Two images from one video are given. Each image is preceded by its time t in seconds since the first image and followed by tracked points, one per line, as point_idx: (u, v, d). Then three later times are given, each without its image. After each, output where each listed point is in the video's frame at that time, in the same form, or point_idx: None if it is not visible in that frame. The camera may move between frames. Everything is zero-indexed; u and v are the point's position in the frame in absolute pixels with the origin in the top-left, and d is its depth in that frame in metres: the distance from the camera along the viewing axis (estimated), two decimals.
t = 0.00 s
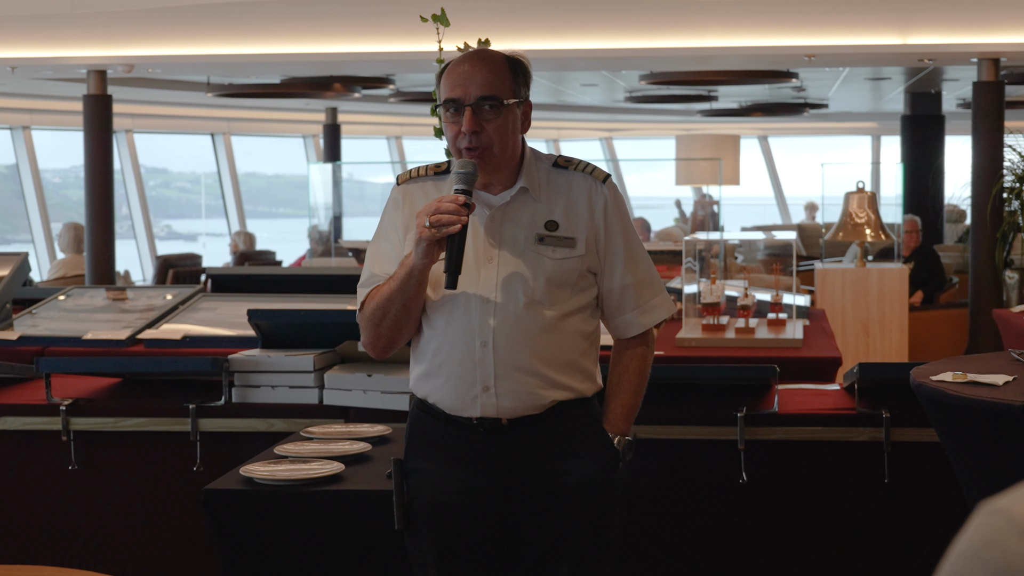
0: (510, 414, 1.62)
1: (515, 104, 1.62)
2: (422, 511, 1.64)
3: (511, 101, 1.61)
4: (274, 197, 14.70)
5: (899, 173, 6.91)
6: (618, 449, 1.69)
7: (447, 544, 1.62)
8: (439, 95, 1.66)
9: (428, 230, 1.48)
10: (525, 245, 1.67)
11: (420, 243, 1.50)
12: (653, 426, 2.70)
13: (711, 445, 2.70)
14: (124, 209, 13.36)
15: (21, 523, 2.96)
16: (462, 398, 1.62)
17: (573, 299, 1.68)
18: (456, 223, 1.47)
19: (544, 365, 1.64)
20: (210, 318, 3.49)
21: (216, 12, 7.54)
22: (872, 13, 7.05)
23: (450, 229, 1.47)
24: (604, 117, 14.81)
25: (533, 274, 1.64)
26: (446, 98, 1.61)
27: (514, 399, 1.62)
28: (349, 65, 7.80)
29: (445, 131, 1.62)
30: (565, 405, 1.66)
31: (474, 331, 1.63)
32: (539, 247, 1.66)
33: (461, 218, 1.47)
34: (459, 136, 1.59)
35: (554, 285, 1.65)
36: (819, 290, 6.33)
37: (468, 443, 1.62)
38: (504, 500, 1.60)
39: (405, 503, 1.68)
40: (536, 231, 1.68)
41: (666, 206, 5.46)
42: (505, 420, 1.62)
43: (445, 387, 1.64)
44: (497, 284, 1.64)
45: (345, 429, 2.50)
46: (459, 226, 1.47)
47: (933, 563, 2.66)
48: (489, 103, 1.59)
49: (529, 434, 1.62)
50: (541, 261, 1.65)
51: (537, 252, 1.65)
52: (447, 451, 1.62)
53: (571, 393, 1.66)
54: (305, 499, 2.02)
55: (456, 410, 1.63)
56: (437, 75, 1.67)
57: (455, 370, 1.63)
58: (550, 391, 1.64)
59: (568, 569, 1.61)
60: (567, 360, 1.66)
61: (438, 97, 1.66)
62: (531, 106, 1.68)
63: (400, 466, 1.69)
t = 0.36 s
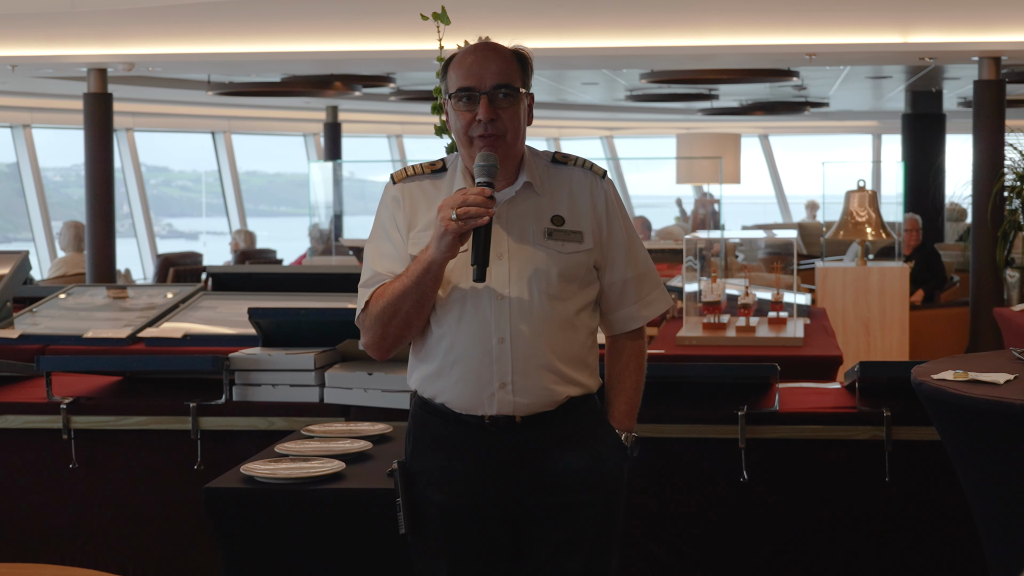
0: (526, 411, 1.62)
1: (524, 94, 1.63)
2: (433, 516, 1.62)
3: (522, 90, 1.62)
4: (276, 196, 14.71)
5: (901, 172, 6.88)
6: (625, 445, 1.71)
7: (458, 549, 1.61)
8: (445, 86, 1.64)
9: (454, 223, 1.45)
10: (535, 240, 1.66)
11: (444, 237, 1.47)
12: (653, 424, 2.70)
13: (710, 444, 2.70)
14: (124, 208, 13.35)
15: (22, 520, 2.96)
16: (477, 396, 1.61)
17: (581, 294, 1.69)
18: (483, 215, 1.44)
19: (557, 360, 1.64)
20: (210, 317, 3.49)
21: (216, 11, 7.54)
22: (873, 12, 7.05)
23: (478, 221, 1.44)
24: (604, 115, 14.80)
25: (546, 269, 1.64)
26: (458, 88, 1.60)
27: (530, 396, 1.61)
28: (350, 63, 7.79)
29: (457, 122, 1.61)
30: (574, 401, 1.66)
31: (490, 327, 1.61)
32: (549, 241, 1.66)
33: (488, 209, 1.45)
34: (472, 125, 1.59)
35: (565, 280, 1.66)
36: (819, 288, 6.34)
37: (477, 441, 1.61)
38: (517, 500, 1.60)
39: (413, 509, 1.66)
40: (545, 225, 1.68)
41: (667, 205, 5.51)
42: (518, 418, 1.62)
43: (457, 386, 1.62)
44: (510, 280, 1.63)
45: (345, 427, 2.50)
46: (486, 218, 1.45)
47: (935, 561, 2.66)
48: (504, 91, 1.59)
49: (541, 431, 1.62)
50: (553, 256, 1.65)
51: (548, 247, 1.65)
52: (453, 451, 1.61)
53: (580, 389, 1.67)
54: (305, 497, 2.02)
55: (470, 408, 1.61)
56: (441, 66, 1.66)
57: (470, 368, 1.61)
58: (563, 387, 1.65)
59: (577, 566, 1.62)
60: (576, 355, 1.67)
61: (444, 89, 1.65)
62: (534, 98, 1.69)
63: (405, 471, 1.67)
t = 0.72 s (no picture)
0: (534, 413, 1.62)
1: (535, 97, 1.63)
2: (440, 517, 1.62)
3: (533, 94, 1.62)
4: (277, 195, 14.72)
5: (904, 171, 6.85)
6: (630, 444, 1.71)
7: (467, 549, 1.61)
8: (455, 88, 1.63)
9: (471, 223, 1.44)
10: (543, 242, 1.66)
11: (460, 237, 1.46)
12: (654, 424, 2.70)
13: (711, 444, 2.70)
14: (125, 207, 13.35)
15: (24, 519, 2.96)
16: (484, 398, 1.61)
17: (587, 296, 1.70)
18: (499, 216, 1.43)
19: (564, 362, 1.65)
20: (212, 316, 3.49)
21: (218, 10, 7.55)
22: (874, 12, 7.04)
23: (495, 221, 1.43)
24: (606, 114, 14.80)
25: (554, 271, 1.65)
26: (471, 91, 1.59)
27: (538, 398, 1.61)
28: (351, 62, 7.79)
29: (471, 124, 1.59)
30: (581, 402, 1.67)
31: (500, 330, 1.61)
32: (556, 242, 1.66)
33: (505, 210, 1.44)
34: (486, 129, 1.58)
35: (572, 281, 1.66)
36: (821, 288, 6.34)
37: (484, 441, 1.60)
38: (526, 500, 1.60)
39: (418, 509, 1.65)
40: (551, 227, 1.68)
41: (668, 204, 5.48)
42: (526, 420, 1.62)
43: (465, 387, 1.61)
44: (518, 282, 1.63)
45: (347, 426, 2.50)
46: (502, 219, 1.44)
47: (936, 561, 2.65)
48: (518, 96, 1.59)
49: (549, 431, 1.62)
50: (560, 257, 1.66)
51: (556, 249, 1.66)
52: (460, 450, 1.61)
53: (585, 390, 1.67)
54: (306, 496, 2.02)
55: (477, 410, 1.61)
56: (450, 67, 1.64)
57: (479, 370, 1.61)
58: (569, 389, 1.65)
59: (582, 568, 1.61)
60: (582, 357, 1.68)
61: (454, 91, 1.63)
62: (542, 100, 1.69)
63: (411, 472, 1.66)
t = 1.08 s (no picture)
0: (541, 409, 1.62)
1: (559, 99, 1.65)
2: (443, 516, 1.62)
3: (558, 95, 1.63)
4: (279, 194, 14.73)
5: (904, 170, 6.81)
6: (634, 442, 1.72)
7: (469, 548, 1.62)
8: (481, 85, 1.62)
9: (500, 217, 1.43)
10: (553, 238, 1.66)
11: (488, 231, 1.45)
12: (656, 423, 2.70)
13: (713, 442, 2.70)
14: (126, 205, 13.35)
15: (26, 518, 2.96)
16: (493, 394, 1.60)
17: (595, 294, 1.71)
18: (529, 211, 1.43)
19: (573, 359, 1.65)
20: (213, 315, 3.49)
21: (219, 8, 7.54)
22: (875, 10, 7.04)
23: (525, 216, 1.43)
24: (607, 113, 14.82)
25: (564, 268, 1.65)
26: (503, 89, 1.58)
27: (546, 395, 1.61)
28: (352, 61, 7.79)
29: (498, 123, 1.59)
30: (586, 400, 1.67)
31: (510, 326, 1.61)
32: (567, 240, 1.66)
33: (534, 205, 1.44)
34: (515, 128, 1.59)
35: (581, 278, 1.67)
36: (822, 287, 6.34)
37: (489, 441, 1.61)
38: (527, 500, 1.60)
39: (421, 507, 1.65)
40: (561, 224, 1.68)
41: (668, 203, 5.46)
42: (532, 416, 1.61)
43: (474, 382, 1.61)
44: (529, 279, 1.62)
45: (347, 425, 2.50)
46: (531, 214, 1.44)
47: (938, 560, 2.65)
48: (547, 97, 1.60)
49: (554, 430, 1.62)
50: (570, 254, 1.66)
51: (566, 246, 1.66)
52: (464, 450, 1.61)
53: (590, 388, 1.68)
54: (308, 495, 2.02)
55: (484, 405, 1.61)
56: (476, 64, 1.63)
57: (489, 365, 1.60)
58: (576, 386, 1.65)
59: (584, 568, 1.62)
60: (588, 355, 1.68)
61: (479, 88, 1.62)
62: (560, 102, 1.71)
63: (414, 472, 1.67)
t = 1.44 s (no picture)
0: (559, 409, 1.63)
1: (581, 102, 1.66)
2: (454, 516, 1.63)
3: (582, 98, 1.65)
4: (280, 192, 14.73)
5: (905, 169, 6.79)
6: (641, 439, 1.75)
7: (482, 548, 1.62)
8: (508, 87, 1.61)
9: (538, 219, 1.45)
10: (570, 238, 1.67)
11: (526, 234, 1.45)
12: (656, 421, 2.71)
13: (714, 441, 2.71)
14: (127, 204, 13.35)
15: (28, 516, 2.97)
16: (514, 394, 1.60)
17: (607, 295, 1.72)
18: (566, 214, 1.47)
19: (589, 360, 1.66)
20: (214, 313, 3.50)
21: (219, 7, 7.54)
22: (876, 9, 7.04)
23: (562, 220, 1.46)
24: (608, 112, 14.81)
25: (582, 269, 1.66)
26: (533, 93, 1.58)
27: (566, 396, 1.62)
28: (353, 60, 7.79)
29: (527, 126, 1.59)
30: (597, 400, 1.69)
31: (532, 326, 1.60)
32: (583, 240, 1.67)
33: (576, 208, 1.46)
34: (544, 132, 1.59)
35: (597, 279, 1.68)
36: (823, 285, 6.33)
37: (503, 440, 1.61)
38: (539, 502, 1.61)
39: (432, 506, 1.65)
40: (576, 224, 1.69)
41: (669, 202, 5.47)
42: (550, 416, 1.62)
43: (495, 382, 1.60)
44: (550, 279, 1.62)
45: (349, 424, 2.50)
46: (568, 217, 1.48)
47: (939, 557, 2.65)
48: (575, 101, 1.61)
49: (568, 431, 1.63)
50: (587, 255, 1.67)
51: (582, 246, 1.67)
52: (478, 449, 1.61)
53: (601, 388, 1.70)
54: (310, 493, 2.03)
55: (503, 405, 1.60)
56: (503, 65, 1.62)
57: (511, 366, 1.60)
58: (591, 386, 1.67)
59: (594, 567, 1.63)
60: (601, 355, 1.70)
61: (506, 89, 1.61)
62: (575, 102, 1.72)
63: (424, 469, 1.66)
